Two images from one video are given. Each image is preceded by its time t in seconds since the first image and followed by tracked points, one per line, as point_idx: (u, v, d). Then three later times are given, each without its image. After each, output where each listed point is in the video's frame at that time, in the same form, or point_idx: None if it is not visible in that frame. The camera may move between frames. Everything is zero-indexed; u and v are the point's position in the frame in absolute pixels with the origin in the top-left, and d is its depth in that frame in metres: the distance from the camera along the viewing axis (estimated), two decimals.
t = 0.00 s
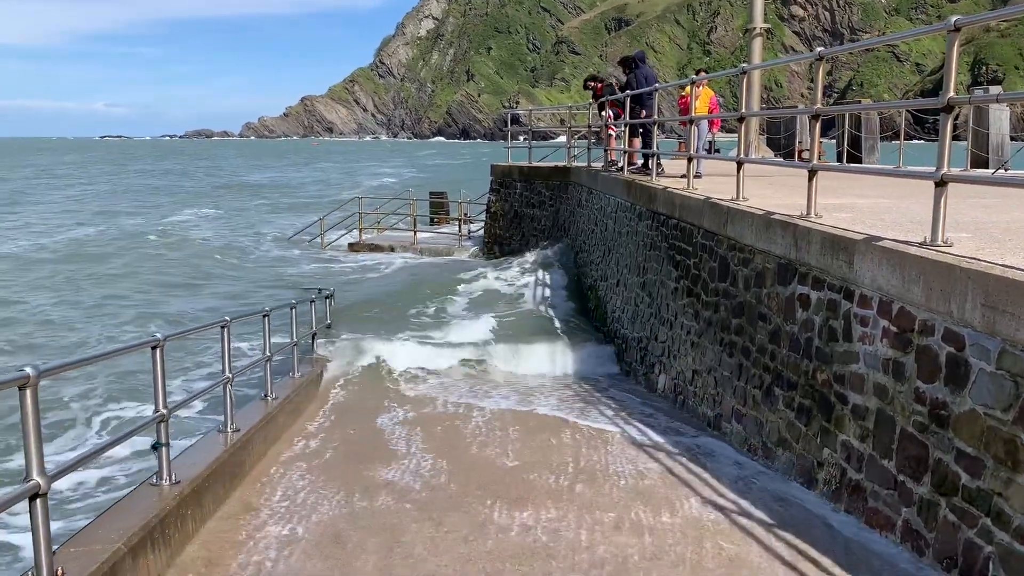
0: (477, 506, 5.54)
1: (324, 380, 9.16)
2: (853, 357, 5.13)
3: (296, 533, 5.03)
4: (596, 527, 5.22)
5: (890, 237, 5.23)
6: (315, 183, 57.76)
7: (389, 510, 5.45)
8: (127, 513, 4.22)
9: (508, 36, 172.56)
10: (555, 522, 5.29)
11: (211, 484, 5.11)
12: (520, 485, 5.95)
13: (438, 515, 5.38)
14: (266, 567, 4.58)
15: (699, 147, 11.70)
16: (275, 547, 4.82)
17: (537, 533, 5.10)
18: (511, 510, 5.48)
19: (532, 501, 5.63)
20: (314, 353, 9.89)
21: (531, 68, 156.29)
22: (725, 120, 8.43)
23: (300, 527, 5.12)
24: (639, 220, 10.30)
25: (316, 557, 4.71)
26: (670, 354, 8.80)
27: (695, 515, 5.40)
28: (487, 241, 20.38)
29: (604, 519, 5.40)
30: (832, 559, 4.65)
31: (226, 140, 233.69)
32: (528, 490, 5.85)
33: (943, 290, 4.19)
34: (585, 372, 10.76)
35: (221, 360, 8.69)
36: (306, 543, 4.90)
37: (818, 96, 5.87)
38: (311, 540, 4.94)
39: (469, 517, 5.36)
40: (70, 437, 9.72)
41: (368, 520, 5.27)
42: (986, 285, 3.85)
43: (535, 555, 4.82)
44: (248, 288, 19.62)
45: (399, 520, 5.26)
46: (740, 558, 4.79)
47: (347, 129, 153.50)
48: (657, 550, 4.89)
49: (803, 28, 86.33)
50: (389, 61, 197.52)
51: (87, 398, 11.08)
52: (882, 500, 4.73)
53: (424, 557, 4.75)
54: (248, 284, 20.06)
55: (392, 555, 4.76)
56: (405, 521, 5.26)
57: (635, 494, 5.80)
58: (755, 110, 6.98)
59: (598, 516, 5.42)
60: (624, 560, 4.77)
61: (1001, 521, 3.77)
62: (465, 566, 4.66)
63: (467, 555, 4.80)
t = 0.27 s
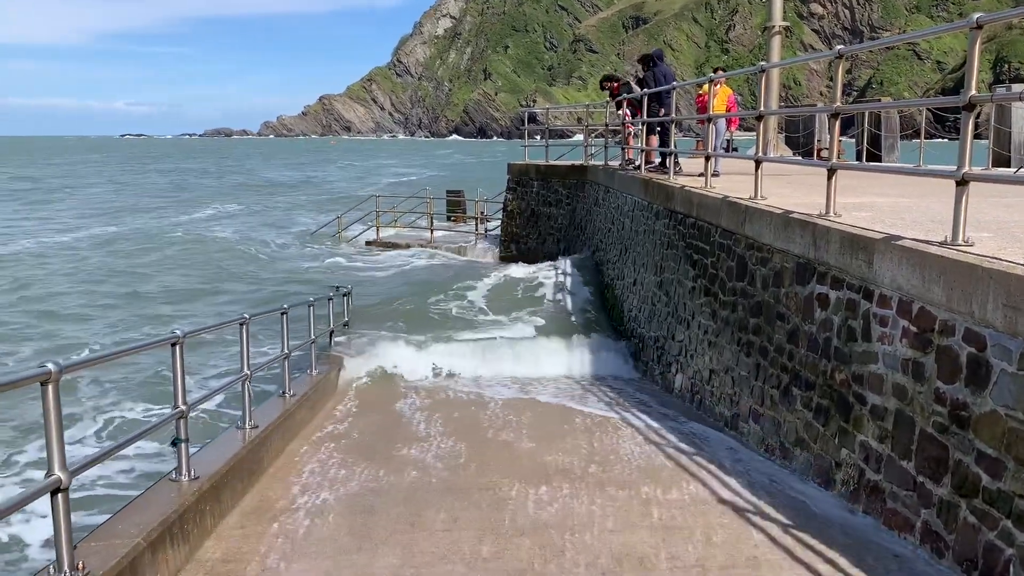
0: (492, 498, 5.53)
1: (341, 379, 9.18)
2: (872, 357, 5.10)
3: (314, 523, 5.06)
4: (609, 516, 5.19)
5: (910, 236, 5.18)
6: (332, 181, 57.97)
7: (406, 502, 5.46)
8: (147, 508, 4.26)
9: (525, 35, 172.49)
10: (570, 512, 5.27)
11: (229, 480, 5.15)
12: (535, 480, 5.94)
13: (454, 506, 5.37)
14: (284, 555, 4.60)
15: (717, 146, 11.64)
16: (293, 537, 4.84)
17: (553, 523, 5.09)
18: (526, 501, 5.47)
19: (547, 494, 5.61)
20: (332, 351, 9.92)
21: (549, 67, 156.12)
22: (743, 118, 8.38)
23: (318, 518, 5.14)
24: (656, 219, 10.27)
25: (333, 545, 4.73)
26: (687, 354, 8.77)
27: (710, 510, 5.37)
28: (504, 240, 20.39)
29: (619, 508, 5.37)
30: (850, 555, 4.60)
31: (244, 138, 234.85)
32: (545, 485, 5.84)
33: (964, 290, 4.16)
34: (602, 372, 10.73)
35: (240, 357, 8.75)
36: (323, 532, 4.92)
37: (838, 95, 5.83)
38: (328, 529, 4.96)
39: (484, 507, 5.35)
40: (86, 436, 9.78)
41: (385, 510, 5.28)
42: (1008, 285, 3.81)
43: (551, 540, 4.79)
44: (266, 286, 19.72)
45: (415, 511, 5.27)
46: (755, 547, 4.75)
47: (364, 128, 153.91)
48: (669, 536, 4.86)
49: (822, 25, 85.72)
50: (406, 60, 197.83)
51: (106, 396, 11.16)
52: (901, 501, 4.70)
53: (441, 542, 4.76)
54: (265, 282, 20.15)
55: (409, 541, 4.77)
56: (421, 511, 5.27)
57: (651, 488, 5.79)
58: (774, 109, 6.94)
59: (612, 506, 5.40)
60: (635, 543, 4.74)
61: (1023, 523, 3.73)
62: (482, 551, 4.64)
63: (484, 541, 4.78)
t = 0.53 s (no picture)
0: (512, 498, 5.53)
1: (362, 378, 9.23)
2: (897, 358, 5.06)
3: (335, 522, 5.08)
4: (628, 515, 5.18)
5: (935, 236, 5.13)
6: (354, 181, 58.22)
7: (426, 501, 5.47)
8: (172, 505, 4.31)
9: (545, 34, 172.37)
10: (590, 511, 5.26)
11: (253, 478, 5.19)
12: (557, 480, 5.93)
13: (474, 505, 5.38)
14: (306, 550, 4.63)
15: (739, 146, 11.57)
16: (315, 534, 4.88)
17: (576, 522, 5.09)
18: (545, 501, 5.47)
19: (568, 494, 5.61)
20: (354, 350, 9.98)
21: (569, 66, 155.95)
22: (766, 118, 8.32)
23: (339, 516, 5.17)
24: (678, 219, 10.23)
25: (356, 541, 4.76)
26: (709, 354, 8.73)
27: (731, 510, 5.34)
28: (524, 239, 20.42)
29: (637, 507, 5.36)
30: (873, 557, 4.56)
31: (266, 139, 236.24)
32: (564, 485, 5.83)
33: (991, 291, 4.11)
34: (623, 373, 10.70)
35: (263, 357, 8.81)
36: (345, 530, 4.95)
37: (862, 93, 5.77)
38: (349, 527, 4.99)
39: (504, 507, 5.36)
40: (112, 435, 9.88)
41: (406, 509, 5.30)
42: None
43: (571, 538, 4.79)
44: (288, 285, 19.83)
45: (435, 510, 5.29)
46: (777, 548, 4.72)
47: (385, 128, 154.47)
48: (688, 535, 4.84)
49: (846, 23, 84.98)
50: (427, 60, 198.21)
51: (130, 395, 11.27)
52: (926, 504, 4.65)
53: (461, 539, 4.78)
54: (286, 281, 20.26)
55: (429, 538, 4.79)
56: (441, 510, 5.29)
57: (671, 488, 5.77)
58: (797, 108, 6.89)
59: (631, 506, 5.38)
60: (652, 542, 4.72)
61: None
62: (502, 548, 4.65)
63: (504, 539, 4.78)
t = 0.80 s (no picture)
0: (530, 492, 5.53)
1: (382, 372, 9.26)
2: (919, 354, 5.01)
3: (355, 515, 5.11)
4: (647, 511, 5.17)
5: (960, 231, 5.07)
6: (374, 176, 58.40)
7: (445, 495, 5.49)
8: (194, 496, 4.36)
9: (565, 29, 171.96)
10: (609, 506, 5.25)
11: (274, 471, 5.24)
12: (576, 475, 5.93)
13: (493, 500, 5.39)
14: (326, 542, 4.67)
15: (760, 140, 11.50)
16: (335, 526, 4.91)
17: (595, 516, 5.08)
18: (563, 496, 5.47)
19: (587, 489, 5.60)
20: (375, 344, 10.02)
21: (589, 61, 155.55)
22: (787, 112, 8.26)
23: (359, 509, 5.20)
24: (698, 214, 10.18)
25: (375, 534, 4.78)
26: (730, 350, 8.69)
27: (750, 506, 5.32)
28: (544, 235, 20.43)
29: (654, 502, 5.36)
30: (895, 555, 4.53)
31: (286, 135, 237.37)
32: (583, 480, 5.83)
33: (1016, 286, 4.06)
34: (643, 369, 10.66)
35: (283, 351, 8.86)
36: (364, 522, 4.98)
37: (885, 87, 5.71)
38: (369, 520, 5.02)
39: (523, 500, 5.36)
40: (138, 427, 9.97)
41: (425, 503, 5.32)
42: None
43: (589, 533, 4.80)
44: (309, 279, 19.94)
45: (454, 504, 5.29)
46: (796, 544, 4.69)
47: (405, 124, 154.74)
48: (706, 531, 4.83)
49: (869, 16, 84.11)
50: (447, 56, 198.23)
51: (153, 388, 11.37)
52: (948, 502, 4.61)
53: (479, 532, 4.79)
54: (307, 275, 20.37)
55: (448, 531, 4.81)
56: (460, 504, 5.30)
57: (690, 484, 5.75)
58: (819, 102, 6.83)
59: (650, 502, 5.37)
60: (667, 537, 4.72)
61: None
62: (519, 542, 4.66)
63: (523, 533, 4.79)
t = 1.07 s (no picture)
0: (538, 470, 5.53)
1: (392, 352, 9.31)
2: (930, 333, 4.97)
3: (364, 490, 5.14)
4: (654, 489, 5.16)
5: (972, 210, 5.02)
6: (384, 161, 58.37)
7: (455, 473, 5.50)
8: (202, 471, 4.38)
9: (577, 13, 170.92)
10: (618, 484, 5.24)
11: (282, 449, 5.26)
12: (583, 454, 5.92)
13: (502, 477, 5.40)
14: (333, 517, 4.69)
15: (772, 122, 11.42)
16: (342, 502, 4.93)
17: (602, 494, 5.08)
18: (570, 473, 5.47)
19: (595, 468, 5.59)
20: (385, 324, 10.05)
21: (601, 45, 154.68)
22: (799, 92, 8.18)
23: (368, 485, 5.22)
24: (709, 196, 10.12)
25: (385, 510, 4.79)
26: (739, 332, 8.65)
27: (757, 485, 5.31)
28: (554, 218, 20.39)
29: (661, 480, 5.36)
30: (904, 533, 4.51)
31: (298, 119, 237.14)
32: (590, 459, 5.82)
33: None
34: (653, 353, 10.64)
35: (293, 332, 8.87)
36: (373, 498, 5.00)
37: (898, 64, 5.64)
38: (377, 496, 5.03)
39: (528, 478, 5.37)
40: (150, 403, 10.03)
41: (433, 480, 5.32)
42: None
43: (597, 508, 4.81)
44: (319, 262, 19.97)
45: (465, 481, 5.31)
46: (803, 522, 4.68)
47: (416, 108, 154.30)
48: (714, 509, 4.82)
49: None
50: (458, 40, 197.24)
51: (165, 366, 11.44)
52: (957, 480, 4.59)
53: (487, 508, 4.80)
54: (317, 258, 20.40)
55: (458, 508, 4.81)
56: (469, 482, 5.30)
57: (698, 463, 5.74)
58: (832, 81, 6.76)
59: (657, 480, 5.36)
60: (673, 515, 4.72)
61: None
62: (527, 518, 4.65)
63: (530, 509, 4.80)
